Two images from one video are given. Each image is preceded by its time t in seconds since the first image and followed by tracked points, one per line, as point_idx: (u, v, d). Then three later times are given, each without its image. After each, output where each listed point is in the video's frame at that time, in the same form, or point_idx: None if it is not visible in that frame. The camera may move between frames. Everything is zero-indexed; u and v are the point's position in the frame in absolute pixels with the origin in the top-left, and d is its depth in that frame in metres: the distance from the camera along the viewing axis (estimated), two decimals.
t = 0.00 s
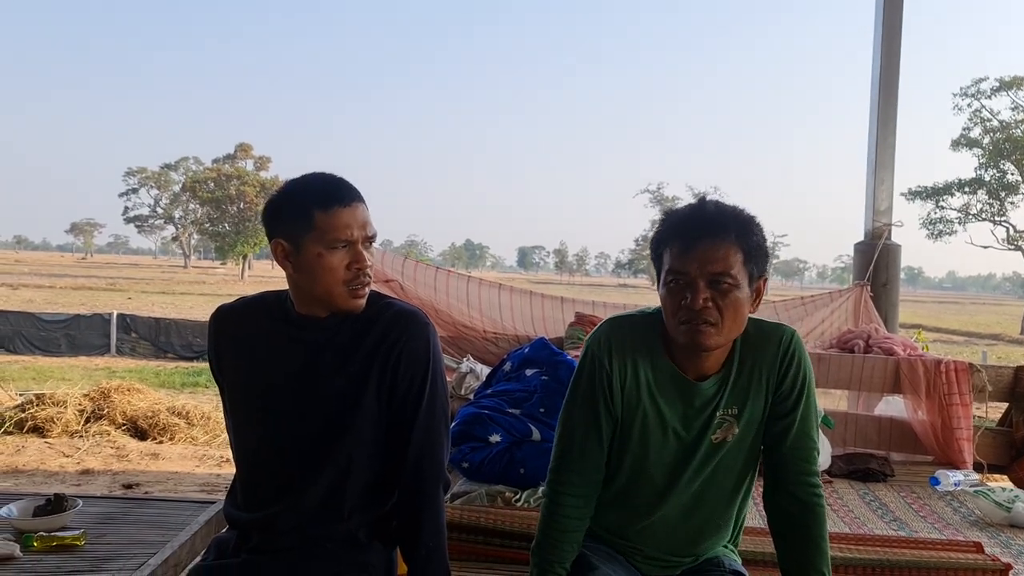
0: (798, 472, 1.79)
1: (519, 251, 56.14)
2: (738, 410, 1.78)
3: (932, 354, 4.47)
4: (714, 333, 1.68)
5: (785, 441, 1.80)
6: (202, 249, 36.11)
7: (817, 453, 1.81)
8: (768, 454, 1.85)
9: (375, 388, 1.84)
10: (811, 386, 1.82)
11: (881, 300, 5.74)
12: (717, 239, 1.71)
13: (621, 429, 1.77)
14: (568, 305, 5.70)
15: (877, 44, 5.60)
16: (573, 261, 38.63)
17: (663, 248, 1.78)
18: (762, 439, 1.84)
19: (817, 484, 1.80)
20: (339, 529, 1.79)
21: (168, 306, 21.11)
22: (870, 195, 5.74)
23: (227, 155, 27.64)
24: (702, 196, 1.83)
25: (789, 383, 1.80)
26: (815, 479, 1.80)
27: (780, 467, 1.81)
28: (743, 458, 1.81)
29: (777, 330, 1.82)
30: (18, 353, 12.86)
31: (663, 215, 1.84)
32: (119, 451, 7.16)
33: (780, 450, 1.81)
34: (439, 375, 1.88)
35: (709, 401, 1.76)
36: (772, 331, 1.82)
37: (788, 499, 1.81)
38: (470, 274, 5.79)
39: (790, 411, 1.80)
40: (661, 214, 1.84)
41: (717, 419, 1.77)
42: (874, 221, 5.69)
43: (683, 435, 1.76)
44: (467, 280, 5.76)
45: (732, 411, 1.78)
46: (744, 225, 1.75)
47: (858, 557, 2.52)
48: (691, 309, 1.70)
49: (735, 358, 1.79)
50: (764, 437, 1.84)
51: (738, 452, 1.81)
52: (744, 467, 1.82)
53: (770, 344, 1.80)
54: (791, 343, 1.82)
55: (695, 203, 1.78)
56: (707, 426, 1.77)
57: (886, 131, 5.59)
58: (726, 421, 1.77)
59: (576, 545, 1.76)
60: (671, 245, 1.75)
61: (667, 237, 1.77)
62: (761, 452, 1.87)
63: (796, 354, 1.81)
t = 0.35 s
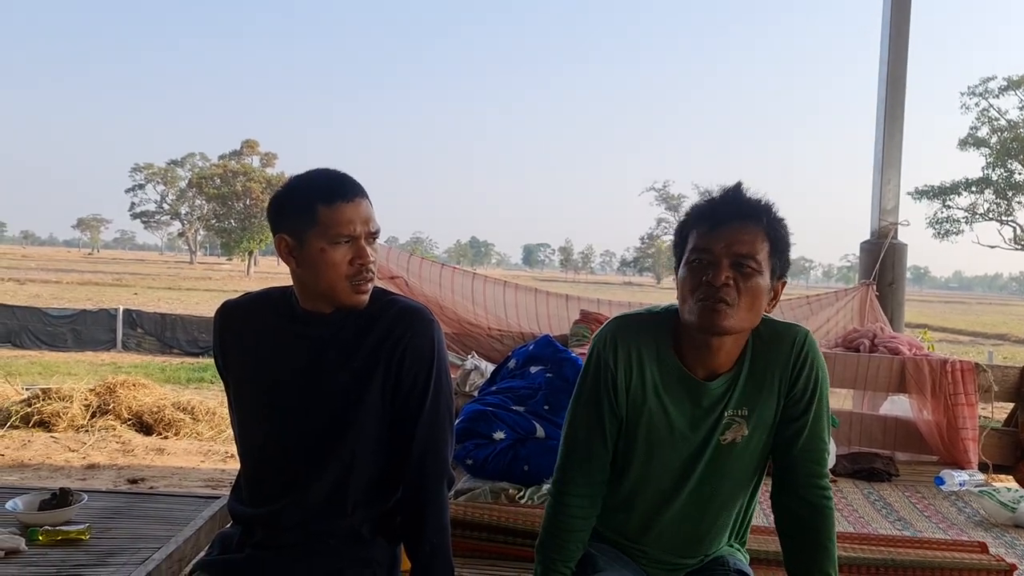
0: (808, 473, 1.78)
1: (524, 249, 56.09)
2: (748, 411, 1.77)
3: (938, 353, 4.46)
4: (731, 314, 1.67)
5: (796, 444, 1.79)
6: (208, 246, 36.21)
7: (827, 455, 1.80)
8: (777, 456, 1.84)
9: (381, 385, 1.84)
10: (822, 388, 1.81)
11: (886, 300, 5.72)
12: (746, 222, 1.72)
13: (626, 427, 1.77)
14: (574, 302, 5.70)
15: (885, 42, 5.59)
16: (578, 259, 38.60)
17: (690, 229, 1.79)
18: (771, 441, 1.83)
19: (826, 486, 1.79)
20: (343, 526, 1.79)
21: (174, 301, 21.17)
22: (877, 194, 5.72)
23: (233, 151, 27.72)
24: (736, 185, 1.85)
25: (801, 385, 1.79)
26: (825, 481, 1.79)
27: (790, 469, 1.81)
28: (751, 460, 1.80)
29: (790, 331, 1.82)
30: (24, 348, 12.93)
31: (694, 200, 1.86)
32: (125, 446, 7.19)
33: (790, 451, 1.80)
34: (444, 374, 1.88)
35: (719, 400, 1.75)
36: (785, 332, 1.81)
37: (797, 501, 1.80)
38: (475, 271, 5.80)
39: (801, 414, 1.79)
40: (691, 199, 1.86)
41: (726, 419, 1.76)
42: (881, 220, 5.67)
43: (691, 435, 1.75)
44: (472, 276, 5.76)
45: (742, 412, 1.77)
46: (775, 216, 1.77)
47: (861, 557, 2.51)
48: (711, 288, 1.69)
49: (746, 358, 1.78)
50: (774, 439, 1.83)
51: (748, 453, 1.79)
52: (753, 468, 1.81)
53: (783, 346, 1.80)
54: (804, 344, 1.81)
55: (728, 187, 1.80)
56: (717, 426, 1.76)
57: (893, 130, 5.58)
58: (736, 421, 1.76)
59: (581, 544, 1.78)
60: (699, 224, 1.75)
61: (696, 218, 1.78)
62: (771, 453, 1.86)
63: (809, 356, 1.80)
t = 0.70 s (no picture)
0: (815, 470, 1.77)
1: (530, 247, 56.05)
2: (755, 407, 1.77)
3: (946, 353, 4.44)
4: (739, 329, 1.67)
5: (803, 440, 1.78)
6: (215, 243, 36.34)
7: (835, 452, 1.80)
8: (784, 453, 1.84)
9: (385, 382, 1.84)
10: (829, 384, 1.80)
11: (894, 298, 5.69)
12: (754, 235, 1.71)
13: (633, 424, 1.77)
14: (580, 300, 5.69)
15: (893, 39, 5.57)
16: (584, 257, 38.57)
17: (696, 237, 1.77)
18: (778, 437, 1.82)
19: (833, 483, 1.79)
20: (348, 522, 1.79)
21: (181, 299, 21.25)
22: (885, 193, 5.69)
23: (240, 149, 27.79)
24: (744, 190, 1.83)
25: (808, 382, 1.78)
26: (832, 479, 1.79)
27: (797, 468, 1.80)
28: (758, 457, 1.80)
29: (798, 327, 1.81)
30: (32, 345, 13.00)
31: (701, 204, 1.84)
32: (131, 443, 7.22)
33: (797, 448, 1.79)
34: (449, 369, 1.88)
35: (727, 397, 1.75)
36: (793, 328, 1.80)
37: (804, 499, 1.79)
38: (481, 269, 5.80)
39: (807, 410, 1.78)
40: (698, 203, 1.83)
41: (734, 415, 1.76)
42: (888, 218, 5.65)
43: (699, 432, 1.74)
44: (478, 275, 5.77)
45: (750, 408, 1.76)
46: (784, 226, 1.75)
47: (868, 557, 2.51)
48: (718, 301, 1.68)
49: (754, 355, 1.77)
50: (781, 435, 1.83)
51: (754, 450, 1.79)
52: (759, 466, 1.81)
53: (790, 341, 1.79)
54: (811, 340, 1.80)
55: (736, 196, 1.78)
56: (724, 422, 1.75)
57: (902, 128, 5.56)
58: (743, 417, 1.76)
59: (587, 541, 1.78)
60: (706, 235, 1.74)
61: (703, 227, 1.76)
62: (778, 450, 1.85)
63: (817, 352, 1.79)
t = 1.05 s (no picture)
0: (822, 461, 1.78)
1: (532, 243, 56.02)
2: (763, 398, 1.77)
3: (951, 347, 4.43)
4: (749, 324, 1.67)
5: (810, 431, 1.79)
6: (218, 238, 36.38)
7: (842, 443, 1.80)
8: (791, 444, 1.84)
9: (392, 373, 1.85)
10: (836, 375, 1.80)
11: (899, 292, 5.68)
12: (761, 230, 1.70)
13: (640, 416, 1.77)
14: (584, 294, 5.70)
15: (899, 32, 5.55)
16: (586, 252, 38.56)
17: (703, 233, 1.77)
18: (785, 428, 1.82)
19: (840, 474, 1.79)
20: (356, 513, 1.80)
21: (184, 293, 21.26)
22: (890, 186, 5.68)
23: (243, 144, 27.79)
24: (750, 184, 1.82)
25: (817, 373, 1.78)
26: (839, 469, 1.79)
27: (804, 459, 1.80)
28: (765, 448, 1.80)
29: (806, 318, 1.80)
30: (36, 338, 13.05)
31: (707, 198, 1.83)
32: (136, 436, 7.24)
33: (805, 439, 1.79)
34: (456, 360, 1.89)
35: (735, 388, 1.75)
36: (800, 319, 1.80)
37: (811, 490, 1.80)
38: (486, 263, 5.83)
39: (815, 401, 1.78)
40: (704, 197, 1.82)
41: (741, 406, 1.76)
42: (893, 212, 5.64)
43: (706, 423, 1.75)
44: (483, 268, 5.77)
45: (758, 399, 1.76)
46: (790, 219, 1.74)
47: (872, 549, 2.52)
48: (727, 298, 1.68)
49: (763, 346, 1.77)
50: (788, 427, 1.83)
51: (762, 442, 1.79)
52: (767, 457, 1.81)
53: (798, 332, 1.78)
54: (819, 331, 1.80)
55: (742, 190, 1.77)
56: (732, 413, 1.76)
57: (907, 121, 5.55)
58: (751, 409, 1.76)
59: (594, 532, 1.78)
60: (712, 231, 1.73)
61: (709, 223, 1.76)
62: (784, 441, 1.85)
63: (824, 343, 1.79)
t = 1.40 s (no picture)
0: (832, 456, 1.78)
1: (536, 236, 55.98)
2: (773, 392, 1.77)
3: (958, 339, 4.44)
4: (757, 321, 1.67)
5: (820, 425, 1.79)
6: (221, 231, 36.40)
7: (851, 437, 1.80)
8: (801, 438, 1.84)
9: (400, 366, 1.85)
10: (847, 369, 1.80)
11: (904, 285, 5.68)
12: (770, 225, 1.69)
13: (649, 409, 1.78)
14: (590, 286, 5.70)
15: (906, 24, 5.54)
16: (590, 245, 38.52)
17: (712, 228, 1.77)
18: (795, 422, 1.82)
19: (849, 469, 1.79)
20: (365, 506, 1.80)
21: (188, 286, 21.29)
22: (896, 179, 5.68)
23: (246, 137, 27.76)
24: (759, 178, 1.81)
25: (827, 367, 1.78)
26: (849, 463, 1.79)
27: (814, 453, 1.81)
28: (775, 442, 1.80)
29: (817, 312, 1.80)
30: (41, 331, 13.09)
31: (716, 192, 1.82)
32: (142, 428, 7.27)
33: (814, 434, 1.80)
34: (464, 354, 1.89)
35: (745, 382, 1.75)
36: (811, 313, 1.80)
37: (820, 484, 1.80)
38: (490, 255, 5.85)
39: (825, 396, 1.78)
40: (713, 191, 1.82)
41: (752, 401, 1.76)
42: (899, 205, 5.63)
43: (716, 417, 1.75)
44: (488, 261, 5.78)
45: (768, 393, 1.76)
46: (800, 215, 1.74)
47: (880, 540, 2.54)
48: (736, 295, 1.68)
49: (773, 340, 1.77)
50: (798, 421, 1.83)
51: (772, 436, 1.79)
52: (776, 450, 1.81)
53: (808, 327, 1.78)
54: (830, 325, 1.79)
55: (750, 185, 1.76)
56: (742, 408, 1.76)
57: (914, 113, 5.54)
58: (761, 403, 1.76)
59: (602, 524, 1.79)
60: (721, 227, 1.73)
61: (718, 218, 1.75)
62: (794, 435, 1.86)
63: (835, 338, 1.79)
